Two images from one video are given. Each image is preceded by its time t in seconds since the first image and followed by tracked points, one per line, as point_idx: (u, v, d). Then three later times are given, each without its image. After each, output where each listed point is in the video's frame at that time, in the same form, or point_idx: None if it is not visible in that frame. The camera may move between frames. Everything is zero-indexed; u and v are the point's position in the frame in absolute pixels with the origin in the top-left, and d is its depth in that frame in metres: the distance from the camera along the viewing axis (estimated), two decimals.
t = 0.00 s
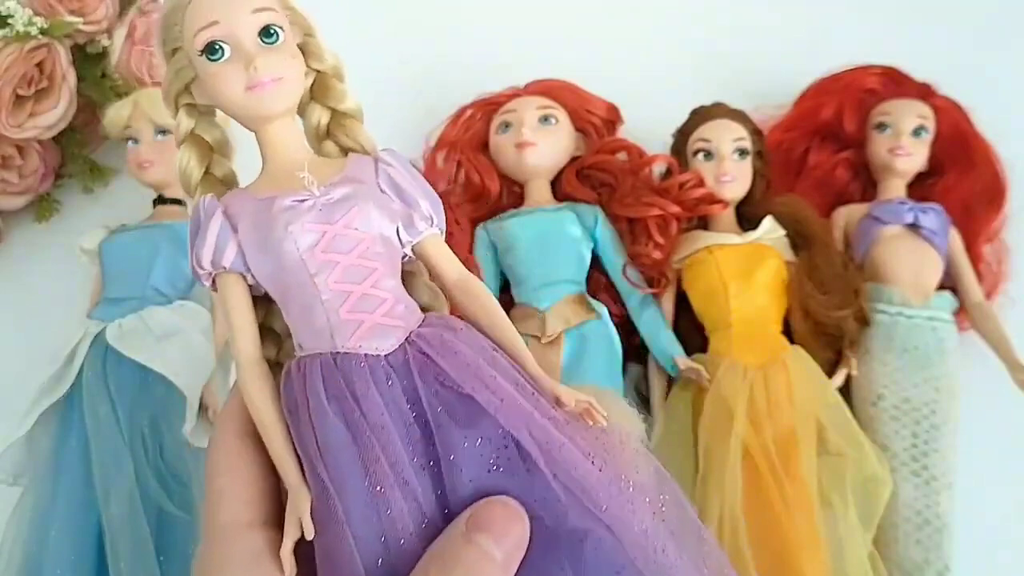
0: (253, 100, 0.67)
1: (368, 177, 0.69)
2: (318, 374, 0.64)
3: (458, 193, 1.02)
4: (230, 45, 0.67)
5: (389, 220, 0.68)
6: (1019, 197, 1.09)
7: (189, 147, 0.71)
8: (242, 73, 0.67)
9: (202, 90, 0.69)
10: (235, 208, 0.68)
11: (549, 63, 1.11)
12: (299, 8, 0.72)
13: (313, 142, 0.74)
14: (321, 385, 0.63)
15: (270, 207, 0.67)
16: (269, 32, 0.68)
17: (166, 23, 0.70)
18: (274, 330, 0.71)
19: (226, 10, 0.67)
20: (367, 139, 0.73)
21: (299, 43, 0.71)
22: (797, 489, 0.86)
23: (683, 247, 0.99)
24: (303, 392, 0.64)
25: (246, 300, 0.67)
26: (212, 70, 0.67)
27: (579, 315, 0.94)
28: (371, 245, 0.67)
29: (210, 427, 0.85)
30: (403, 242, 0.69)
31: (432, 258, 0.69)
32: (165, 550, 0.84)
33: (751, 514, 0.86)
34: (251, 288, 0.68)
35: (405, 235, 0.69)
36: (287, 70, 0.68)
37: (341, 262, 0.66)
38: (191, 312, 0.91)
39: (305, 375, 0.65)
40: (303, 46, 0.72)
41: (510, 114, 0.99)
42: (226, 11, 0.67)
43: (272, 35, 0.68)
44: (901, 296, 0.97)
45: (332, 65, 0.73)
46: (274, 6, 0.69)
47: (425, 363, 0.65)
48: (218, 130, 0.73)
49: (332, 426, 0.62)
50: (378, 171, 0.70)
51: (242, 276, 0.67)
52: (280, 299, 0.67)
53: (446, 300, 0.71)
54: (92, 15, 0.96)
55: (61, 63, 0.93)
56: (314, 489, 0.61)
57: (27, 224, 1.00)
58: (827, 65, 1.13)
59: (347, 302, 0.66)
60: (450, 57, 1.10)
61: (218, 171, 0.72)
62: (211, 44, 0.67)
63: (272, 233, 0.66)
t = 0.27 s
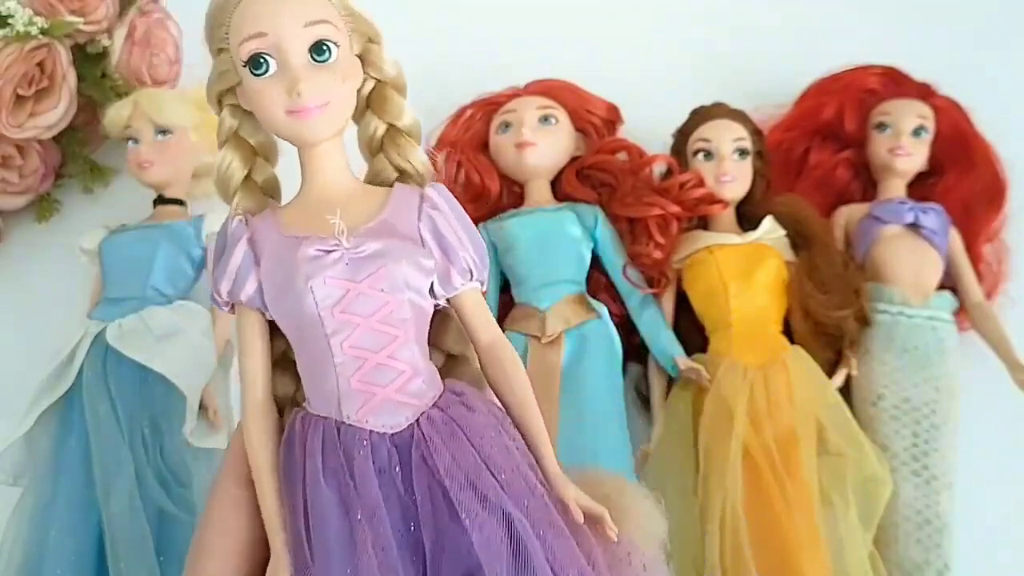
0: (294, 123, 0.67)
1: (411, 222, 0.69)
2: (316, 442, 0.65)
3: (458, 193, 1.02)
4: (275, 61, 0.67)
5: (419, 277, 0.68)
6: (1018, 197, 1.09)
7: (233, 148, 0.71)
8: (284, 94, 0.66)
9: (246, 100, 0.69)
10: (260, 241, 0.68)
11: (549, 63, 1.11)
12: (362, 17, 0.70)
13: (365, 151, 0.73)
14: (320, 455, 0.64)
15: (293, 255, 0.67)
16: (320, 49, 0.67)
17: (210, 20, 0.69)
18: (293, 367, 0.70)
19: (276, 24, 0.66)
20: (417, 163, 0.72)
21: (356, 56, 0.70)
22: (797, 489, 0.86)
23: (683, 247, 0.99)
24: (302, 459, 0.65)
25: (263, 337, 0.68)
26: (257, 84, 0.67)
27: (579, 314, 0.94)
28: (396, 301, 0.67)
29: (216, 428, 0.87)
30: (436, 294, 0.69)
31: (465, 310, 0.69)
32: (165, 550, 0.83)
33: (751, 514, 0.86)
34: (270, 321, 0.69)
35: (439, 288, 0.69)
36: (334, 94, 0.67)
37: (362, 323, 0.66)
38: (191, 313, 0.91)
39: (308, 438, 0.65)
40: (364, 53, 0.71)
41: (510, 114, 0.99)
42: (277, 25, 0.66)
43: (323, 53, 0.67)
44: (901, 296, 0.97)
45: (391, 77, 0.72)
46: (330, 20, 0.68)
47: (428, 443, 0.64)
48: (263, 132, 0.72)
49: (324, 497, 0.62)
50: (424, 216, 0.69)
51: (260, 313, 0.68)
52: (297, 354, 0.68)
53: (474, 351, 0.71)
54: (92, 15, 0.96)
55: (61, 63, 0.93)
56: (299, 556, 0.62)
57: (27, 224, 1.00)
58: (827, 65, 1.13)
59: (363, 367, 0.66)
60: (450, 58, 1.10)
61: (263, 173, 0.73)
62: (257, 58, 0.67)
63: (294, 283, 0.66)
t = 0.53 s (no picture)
0: (319, 168, 0.67)
1: (436, 280, 0.68)
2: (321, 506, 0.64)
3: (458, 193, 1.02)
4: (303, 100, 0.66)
5: (439, 340, 0.66)
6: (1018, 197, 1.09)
7: (254, 180, 0.71)
8: (310, 135, 0.66)
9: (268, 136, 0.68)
10: (273, 289, 0.68)
11: (549, 63, 1.11)
12: (399, 54, 0.69)
13: (398, 189, 0.73)
14: (319, 525, 0.63)
15: (306, 313, 0.66)
16: (352, 90, 0.66)
17: (239, 49, 0.69)
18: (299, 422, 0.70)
19: (306, 61, 0.66)
20: (447, 208, 0.72)
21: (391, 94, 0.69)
22: (797, 489, 0.86)
23: (683, 246, 0.99)
24: (304, 522, 0.64)
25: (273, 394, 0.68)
26: (282, 123, 0.67)
27: (579, 314, 0.94)
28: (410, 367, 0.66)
29: (217, 429, 0.88)
30: (457, 356, 0.68)
31: (486, 371, 0.69)
32: (165, 550, 0.84)
33: (751, 514, 0.86)
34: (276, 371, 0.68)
35: (460, 350, 0.67)
36: (363, 137, 0.66)
37: (375, 390, 0.65)
38: (192, 314, 0.91)
39: (310, 501, 0.65)
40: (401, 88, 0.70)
41: (510, 114, 0.99)
42: (308, 62, 0.66)
43: (355, 93, 0.67)
44: (901, 296, 0.97)
45: (428, 114, 0.71)
46: (364, 58, 0.67)
47: (433, 521, 0.63)
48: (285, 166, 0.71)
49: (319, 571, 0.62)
50: (451, 275, 0.68)
51: (269, 363, 0.68)
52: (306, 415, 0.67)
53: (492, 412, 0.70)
54: (92, 15, 0.96)
55: (61, 63, 0.93)
56: None
57: (26, 223, 1.00)
58: (827, 65, 1.13)
59: (373, 437, 0.65)
60: (450, 58, 1.10)
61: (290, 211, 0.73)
62: (283, 94, 0.66)
63: (306, 343, 0.65)
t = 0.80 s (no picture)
0: (301, 196, 0.67)
1: (414, 310, 0.68)
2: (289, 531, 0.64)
3: (458, 193, 1.02)
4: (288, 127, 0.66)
5: (413, 371, 0.66)
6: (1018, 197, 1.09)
7: (237, 203, 0.71)
8: (294, 163, 0.66)
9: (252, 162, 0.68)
10: (250, 314, 0.68)
11: (549, 63, 1.11)
12: (388, 86, 0.70)
13: (381, 217, 0.73)
14: (286, 553, 0.64)
15: (282, 340, 0.66)
16: (338, 119, 0.66)
17: (228, 74, 0.69)
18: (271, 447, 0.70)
19: (293, 90, 0.66)
20: (428, 238, 0.72)
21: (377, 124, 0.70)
22: (797, 489, 0.86)
23: (683, 246, 0.99)
24: (270, 549, 0.65)
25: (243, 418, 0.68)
26: (267, 149, 0.67)
27: (579, 314, 0.94)
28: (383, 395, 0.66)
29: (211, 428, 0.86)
30: (431, 387, 0.68)
31: (460, 403, 0.69)
32: (164, 550, 0.83)
33: (751, 513, 0.86)
34: (248, 394, 0.69)
35: (435, 381, 0.67)
36: (347, 167, 0.67)
37: (347, 419, 0.65)
38: (192, 313, 0.91)
39: (277, 527, 0.65)
40: (387, 118, 0.71)
41: (510, 114, 0.99)
42: (296, 91, 0.66)
43: (341, 122, 0.67)
44: (901, 296, 0.97)
45: (413, 144, 0.71)
46: (351, 88, 0.67)
47: (398, 553, 0.63)
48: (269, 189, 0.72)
49: None
50: (427, 306, 0.68)
51: (243, 388, 0.68)
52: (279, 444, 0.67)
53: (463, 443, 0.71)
54: (92, 15, 0.96)
55: (61, 63, 0.93)
56: None
57: (26, 223, 1.00)
58: (827, 65, 1.13)
59: (343, 465, 0.65)
60: (450, 59, 1.10)
61: (272, 238, 0.72)
62: (268, 122, 0.66)
63: (281, 369, 0.65)
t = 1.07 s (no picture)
0: (284, 202, 0.67)
1: (393, 321, 0.67)
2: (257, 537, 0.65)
3: (457, 194, 1.02)
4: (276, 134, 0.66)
5: (389, 383, 0.66)
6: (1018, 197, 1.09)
7: (224, 204, 0.71)
8: (280, 170, 0.66)
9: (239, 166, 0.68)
10: (230, 319, 0.67)
11: (549, 62, 1.11)
12: (381, 94, 0.70)
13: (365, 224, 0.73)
14: (252, 559, 0.64)
15: (259, 347, 0.66)
16: (327, 127, 0.66)
17: (218, 76, 0.69)
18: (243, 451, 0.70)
19: (282, 97, 0.66)
20: (413, 247, 0.72)
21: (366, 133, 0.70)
22: (797, 490, 0.86)
23: (683, 246, 0.99)
24: (236, 554, 0.65)
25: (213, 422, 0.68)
26: (253, 154, 0.67)
27: (579, 314, 0.94)
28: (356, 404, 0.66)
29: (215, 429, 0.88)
30: (407, 398, 0.68)
31: (435, 414, 0.69)
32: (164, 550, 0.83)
33: (751, 513, 0.86)
34: (223, 399, 0.69)
35: (410, 393, 0.67)
36: (334, 175, 0.67)
37: (320, 428, 0.65)
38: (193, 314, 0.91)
39: (244, 532, 0.65)
40: (377, 126, 0.71)
41: (510, 114, 0.99)
42: (286, 97, 0.66)
43: (330, 131, 0.67)
44: (901, 296, 0.97)
45: (402, 154, 0.72)
46: (341, 97, 0.67)
47: (364, 562, 0.64)
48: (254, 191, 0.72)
49: None
50: (407, 318, 0.68)
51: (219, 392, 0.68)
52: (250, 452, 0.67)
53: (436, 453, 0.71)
54: (92, 15, 0.96)
55: (61, 63, 0.93)
56: None
57: (26, 223, 1.00)
58: (827, 65, 1.13)
59: (314, 474, 0.65)
60: (450, 59, 1.10)
61: (254, 242, 0.73)
62: (257, 126, 0.66)
63: (256, 375, 0.65)
